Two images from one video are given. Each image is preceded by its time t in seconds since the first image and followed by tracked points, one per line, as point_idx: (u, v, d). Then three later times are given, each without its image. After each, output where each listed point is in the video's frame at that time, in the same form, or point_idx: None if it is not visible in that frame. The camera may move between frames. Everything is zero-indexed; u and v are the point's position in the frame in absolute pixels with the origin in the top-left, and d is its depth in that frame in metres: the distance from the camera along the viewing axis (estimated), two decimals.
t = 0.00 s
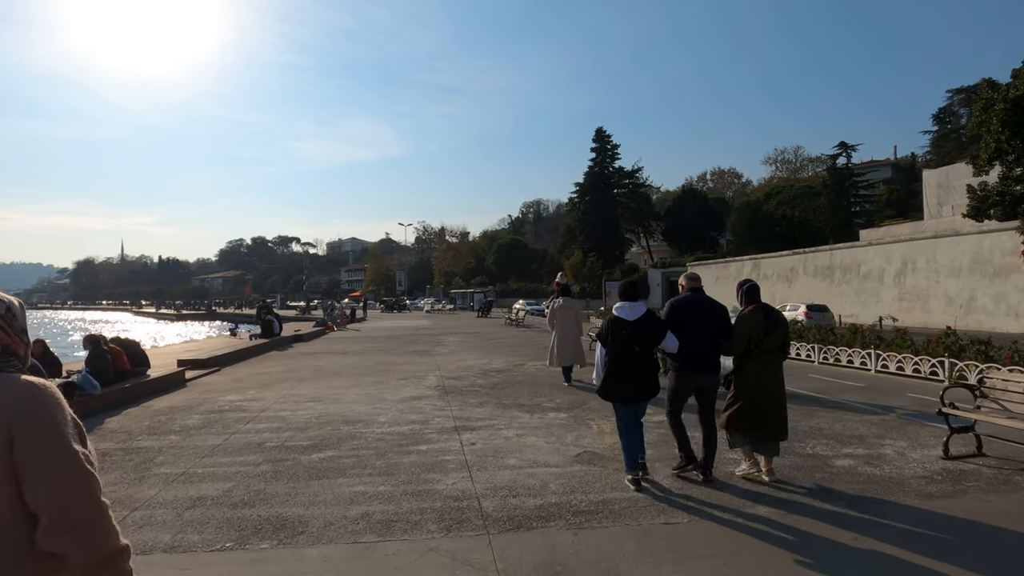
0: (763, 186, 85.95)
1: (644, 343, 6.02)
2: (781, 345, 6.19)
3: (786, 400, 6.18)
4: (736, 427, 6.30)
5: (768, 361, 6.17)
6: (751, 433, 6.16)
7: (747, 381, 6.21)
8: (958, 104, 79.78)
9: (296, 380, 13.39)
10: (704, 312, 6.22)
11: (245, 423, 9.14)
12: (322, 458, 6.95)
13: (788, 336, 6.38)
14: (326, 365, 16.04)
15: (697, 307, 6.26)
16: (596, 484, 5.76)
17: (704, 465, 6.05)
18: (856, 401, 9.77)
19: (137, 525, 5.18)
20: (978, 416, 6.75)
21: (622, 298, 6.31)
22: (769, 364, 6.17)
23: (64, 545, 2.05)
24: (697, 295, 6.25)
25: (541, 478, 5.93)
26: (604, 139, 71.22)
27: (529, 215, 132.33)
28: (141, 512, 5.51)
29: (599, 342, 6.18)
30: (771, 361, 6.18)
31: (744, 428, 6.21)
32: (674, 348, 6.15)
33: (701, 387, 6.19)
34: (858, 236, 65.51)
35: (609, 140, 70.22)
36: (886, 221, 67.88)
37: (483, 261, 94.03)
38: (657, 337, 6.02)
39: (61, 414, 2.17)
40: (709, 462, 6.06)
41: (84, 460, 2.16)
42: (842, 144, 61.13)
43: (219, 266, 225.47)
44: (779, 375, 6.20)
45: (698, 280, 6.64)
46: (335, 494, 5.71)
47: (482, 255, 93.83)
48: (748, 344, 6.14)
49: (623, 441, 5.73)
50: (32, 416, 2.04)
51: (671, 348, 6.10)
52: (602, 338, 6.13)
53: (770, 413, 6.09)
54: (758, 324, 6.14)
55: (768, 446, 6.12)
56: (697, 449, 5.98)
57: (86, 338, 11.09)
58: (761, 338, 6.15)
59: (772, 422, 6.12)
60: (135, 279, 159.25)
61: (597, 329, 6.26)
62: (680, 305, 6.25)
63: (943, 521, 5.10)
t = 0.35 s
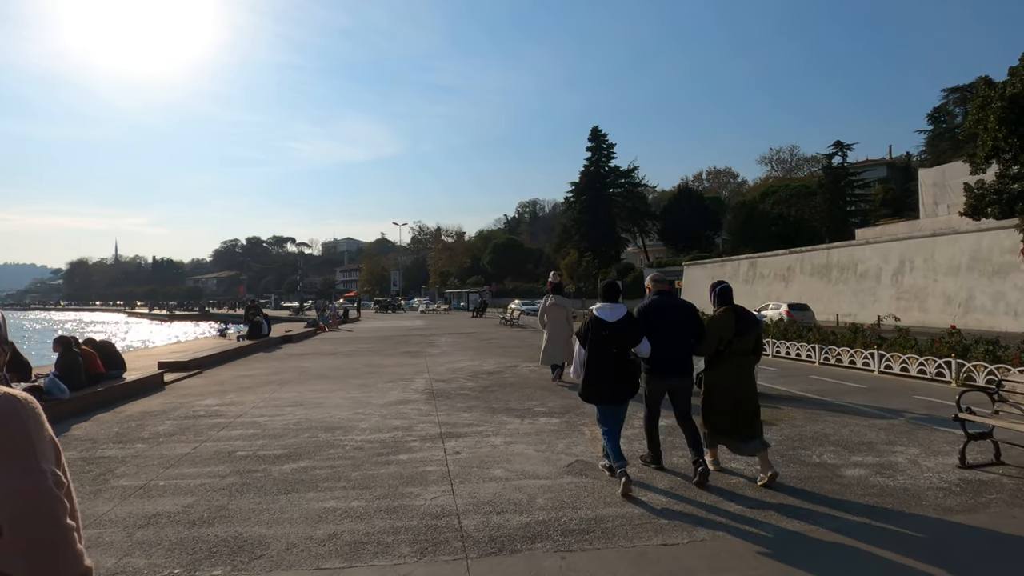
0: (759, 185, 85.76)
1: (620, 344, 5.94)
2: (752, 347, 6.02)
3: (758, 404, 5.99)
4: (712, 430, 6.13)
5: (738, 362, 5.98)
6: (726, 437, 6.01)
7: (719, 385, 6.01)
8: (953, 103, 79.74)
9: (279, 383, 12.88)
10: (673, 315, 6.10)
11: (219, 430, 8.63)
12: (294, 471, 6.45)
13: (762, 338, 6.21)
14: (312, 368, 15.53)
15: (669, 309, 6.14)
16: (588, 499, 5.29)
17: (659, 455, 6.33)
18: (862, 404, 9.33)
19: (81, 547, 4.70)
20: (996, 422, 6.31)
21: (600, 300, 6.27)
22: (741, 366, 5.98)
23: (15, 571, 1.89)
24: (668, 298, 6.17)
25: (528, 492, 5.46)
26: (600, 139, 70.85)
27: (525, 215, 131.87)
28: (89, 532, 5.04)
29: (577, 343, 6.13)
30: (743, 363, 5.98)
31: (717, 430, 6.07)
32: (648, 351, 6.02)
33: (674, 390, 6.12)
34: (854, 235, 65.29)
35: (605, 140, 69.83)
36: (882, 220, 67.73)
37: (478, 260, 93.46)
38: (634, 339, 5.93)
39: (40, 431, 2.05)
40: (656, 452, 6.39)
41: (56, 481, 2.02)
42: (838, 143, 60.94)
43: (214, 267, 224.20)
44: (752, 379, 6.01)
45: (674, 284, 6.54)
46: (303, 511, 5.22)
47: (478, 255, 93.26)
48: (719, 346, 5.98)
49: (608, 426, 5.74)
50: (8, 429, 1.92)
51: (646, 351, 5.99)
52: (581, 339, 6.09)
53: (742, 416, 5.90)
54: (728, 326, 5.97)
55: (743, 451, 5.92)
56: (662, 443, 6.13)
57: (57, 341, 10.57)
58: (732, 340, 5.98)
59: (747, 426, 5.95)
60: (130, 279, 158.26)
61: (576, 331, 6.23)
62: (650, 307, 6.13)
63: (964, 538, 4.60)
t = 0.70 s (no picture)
0: (755, 185, 85.49)
1: (600, 343, 5.96)
2: (725, 347, 6.07)
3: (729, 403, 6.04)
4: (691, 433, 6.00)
5: (710, 362, 6.02)
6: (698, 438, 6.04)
7: (692, 383, 6.06)
8: (949, 104, 79.62)
9: (260, 389, 12.39)
10: (649, 314, 5.96)
11: (188, 442, 8.15)
12: (261, 489, 5.99)
13: (734, 337, 6.26)
14: (297, 371, 15.03)
15: (645, 307, 6.02)
16: (575, 522, 4.84)
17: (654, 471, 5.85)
18: (866, 411, 8.90)
19: None
20: (1015, 436, 5.87)
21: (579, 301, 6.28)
22: (713, 364, 6.03)
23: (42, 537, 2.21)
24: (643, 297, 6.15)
25: (510, 514, 5.01)
26: (596, 139, 70.36)
27: (521, 215, 131.25)
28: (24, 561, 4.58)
29: (557, 343, 6.09)
30: (715, 362, 6.03)
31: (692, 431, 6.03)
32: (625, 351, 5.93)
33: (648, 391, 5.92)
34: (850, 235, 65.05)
35: (601, 139, 69.38)
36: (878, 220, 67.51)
37: (474, 261, 92.86)
38: (612, 338, 5.89)
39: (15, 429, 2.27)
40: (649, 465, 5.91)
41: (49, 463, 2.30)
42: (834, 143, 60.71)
43: (209, 268, 222.85)
44: (724, 378, 6.05)
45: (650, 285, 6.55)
46: (261, 538, 4.78)
47: (473, 255, 92.70)
48: (692, 347, 6.01)
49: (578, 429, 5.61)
50: None
51: (624, 351, 5.89)
52: (560, 339, 6.06)
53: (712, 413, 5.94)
54: (700, 325, 6.01)
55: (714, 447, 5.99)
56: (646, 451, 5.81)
57: (23, 344, 10.01)
58: (704, 340, 6.02)
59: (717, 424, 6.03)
60: (124, 279, 157.03)
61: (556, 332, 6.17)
62: (625, 306, 6.01)
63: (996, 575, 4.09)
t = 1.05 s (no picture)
0: (752, 186, 85.25)
1: (577, 341, 5.96)
2: (704, 346, 6.22)
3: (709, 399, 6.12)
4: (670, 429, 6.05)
5: (690, 360, 6.17)
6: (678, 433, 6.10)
7: (672, 381, 6.16)
8: (945, 105, 79.57)
9: (241, 392, 11.88)
10: (630, 314, 6.14)
11: (158, 450, 7.67)
12: (227, 503, 5.52)
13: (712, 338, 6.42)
14: (282, 373, 14.53)
15: (624, 307, 6.18)
16: (566, 543, 4.40)
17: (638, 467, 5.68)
18: (874, 416, 8.46)
19: None
20: None
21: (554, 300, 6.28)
22: (692, 363, 6.17)
23: None
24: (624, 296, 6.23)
25: (495, 533, 4.57)
26: (592, 139, 69.97)
27: (518, 215, 130.61)
28: None
29: (533, 343, 6.06)
30: (695, 360, 6.19)
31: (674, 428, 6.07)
32: (602, 348, 6.04)
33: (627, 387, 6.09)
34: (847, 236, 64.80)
35: (598, 139, 68.98)
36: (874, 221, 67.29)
37: (470, 261, 92.28)
38: (590, 335, 5.96)
39: None
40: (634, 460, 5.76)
41: None
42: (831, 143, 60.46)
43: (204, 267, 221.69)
44: (704, 376, 6.18)
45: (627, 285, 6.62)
46: (219, 559, 4.33)
47: (469, 255, 92.11)
48: (672, 346, 6.15)
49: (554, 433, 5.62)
50: None
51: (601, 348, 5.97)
52: (536, 338, 6.01)
53: (689, 410, 5.95)
54: (680, 325, 6.18)
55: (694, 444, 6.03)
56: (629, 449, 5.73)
57: None
58: (685, 340, 6.17)
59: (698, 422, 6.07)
60: (118, 279, 155.73)
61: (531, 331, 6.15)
62: (605, 305, 6.15)
63: None
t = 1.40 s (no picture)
0: (748, 186, 85.04)
1: (560, 345, 5.77)
2: (688, 348, 6.11)
3: (694, 401, 6.05)
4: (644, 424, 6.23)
5: (674, 362, 6.09)
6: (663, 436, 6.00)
7: (655, 383, 6.12)
8: (940, 105, 79.56)
9: (224, 397, 11.40)
10: (614, 315, 5.98)
11: (127, 462, 7.19)
12: (193, 526, 5.06)
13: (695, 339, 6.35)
14: (270, 377, 14.05)
15: (608, 310, 6.03)
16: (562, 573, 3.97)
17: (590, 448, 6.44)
18: (885, 423, 8.06)
19: None
20: None
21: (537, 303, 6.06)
22: (676, 365, 6.08)
23: None
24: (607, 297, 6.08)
25: (484, 561, 4.14)
26: (589, 138, 69.53)
27: (514, 215, 130.02)
28: None
29: (516, 347, 5.88)
30: (679, 362, 6.10)
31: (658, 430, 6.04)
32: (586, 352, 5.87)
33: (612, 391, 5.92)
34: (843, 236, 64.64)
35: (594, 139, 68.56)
36: (871, 221, 67.13)
37: (466, 260, 91.81)
38: (573, 339, 5.79)
39: None
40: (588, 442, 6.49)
41: None
42: (827, 143, 60.29)
43: (198, 268, 220.56)
44: (688, 378, 6.09)
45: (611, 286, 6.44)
46: None
47: (465, 255, 91.65)
48: (655, 348, 6.07)
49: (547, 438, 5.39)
50: None
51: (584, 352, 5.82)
52: (519, 341, 5.83)
53: (678, 414, 5.90)
54: (664, 327, 6.06)
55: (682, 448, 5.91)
56: (625, 450, 5.60)
57: None
58: (668, 341, 6.07)
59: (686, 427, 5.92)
60: (112, 279, 154.76)
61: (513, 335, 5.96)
62: (589, 307, 6.02)
63: None
